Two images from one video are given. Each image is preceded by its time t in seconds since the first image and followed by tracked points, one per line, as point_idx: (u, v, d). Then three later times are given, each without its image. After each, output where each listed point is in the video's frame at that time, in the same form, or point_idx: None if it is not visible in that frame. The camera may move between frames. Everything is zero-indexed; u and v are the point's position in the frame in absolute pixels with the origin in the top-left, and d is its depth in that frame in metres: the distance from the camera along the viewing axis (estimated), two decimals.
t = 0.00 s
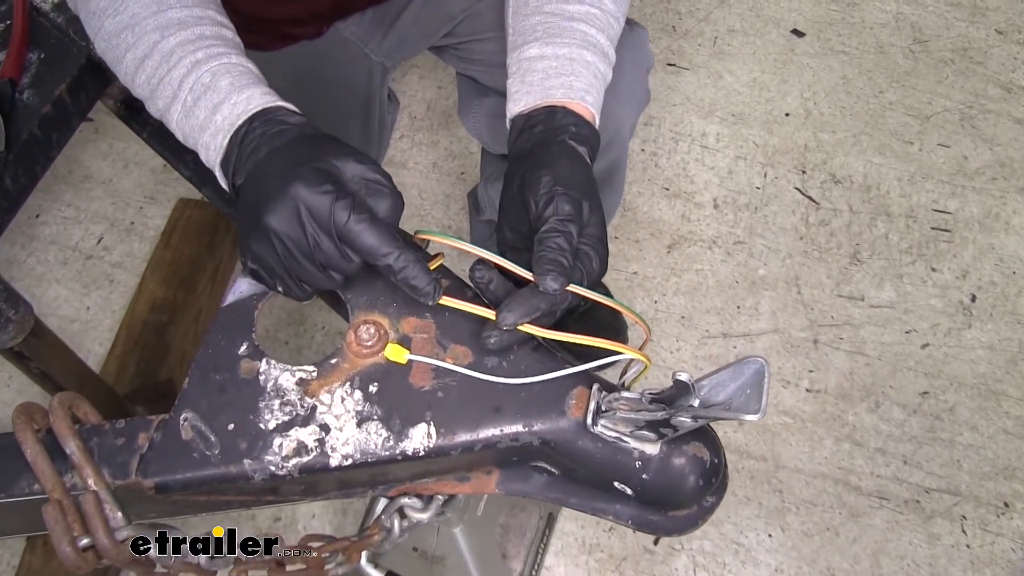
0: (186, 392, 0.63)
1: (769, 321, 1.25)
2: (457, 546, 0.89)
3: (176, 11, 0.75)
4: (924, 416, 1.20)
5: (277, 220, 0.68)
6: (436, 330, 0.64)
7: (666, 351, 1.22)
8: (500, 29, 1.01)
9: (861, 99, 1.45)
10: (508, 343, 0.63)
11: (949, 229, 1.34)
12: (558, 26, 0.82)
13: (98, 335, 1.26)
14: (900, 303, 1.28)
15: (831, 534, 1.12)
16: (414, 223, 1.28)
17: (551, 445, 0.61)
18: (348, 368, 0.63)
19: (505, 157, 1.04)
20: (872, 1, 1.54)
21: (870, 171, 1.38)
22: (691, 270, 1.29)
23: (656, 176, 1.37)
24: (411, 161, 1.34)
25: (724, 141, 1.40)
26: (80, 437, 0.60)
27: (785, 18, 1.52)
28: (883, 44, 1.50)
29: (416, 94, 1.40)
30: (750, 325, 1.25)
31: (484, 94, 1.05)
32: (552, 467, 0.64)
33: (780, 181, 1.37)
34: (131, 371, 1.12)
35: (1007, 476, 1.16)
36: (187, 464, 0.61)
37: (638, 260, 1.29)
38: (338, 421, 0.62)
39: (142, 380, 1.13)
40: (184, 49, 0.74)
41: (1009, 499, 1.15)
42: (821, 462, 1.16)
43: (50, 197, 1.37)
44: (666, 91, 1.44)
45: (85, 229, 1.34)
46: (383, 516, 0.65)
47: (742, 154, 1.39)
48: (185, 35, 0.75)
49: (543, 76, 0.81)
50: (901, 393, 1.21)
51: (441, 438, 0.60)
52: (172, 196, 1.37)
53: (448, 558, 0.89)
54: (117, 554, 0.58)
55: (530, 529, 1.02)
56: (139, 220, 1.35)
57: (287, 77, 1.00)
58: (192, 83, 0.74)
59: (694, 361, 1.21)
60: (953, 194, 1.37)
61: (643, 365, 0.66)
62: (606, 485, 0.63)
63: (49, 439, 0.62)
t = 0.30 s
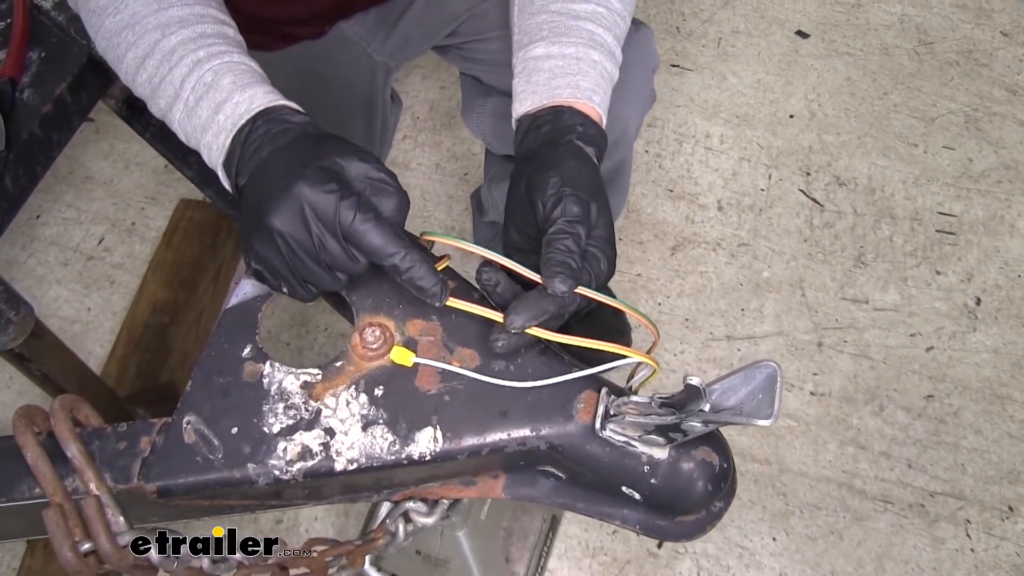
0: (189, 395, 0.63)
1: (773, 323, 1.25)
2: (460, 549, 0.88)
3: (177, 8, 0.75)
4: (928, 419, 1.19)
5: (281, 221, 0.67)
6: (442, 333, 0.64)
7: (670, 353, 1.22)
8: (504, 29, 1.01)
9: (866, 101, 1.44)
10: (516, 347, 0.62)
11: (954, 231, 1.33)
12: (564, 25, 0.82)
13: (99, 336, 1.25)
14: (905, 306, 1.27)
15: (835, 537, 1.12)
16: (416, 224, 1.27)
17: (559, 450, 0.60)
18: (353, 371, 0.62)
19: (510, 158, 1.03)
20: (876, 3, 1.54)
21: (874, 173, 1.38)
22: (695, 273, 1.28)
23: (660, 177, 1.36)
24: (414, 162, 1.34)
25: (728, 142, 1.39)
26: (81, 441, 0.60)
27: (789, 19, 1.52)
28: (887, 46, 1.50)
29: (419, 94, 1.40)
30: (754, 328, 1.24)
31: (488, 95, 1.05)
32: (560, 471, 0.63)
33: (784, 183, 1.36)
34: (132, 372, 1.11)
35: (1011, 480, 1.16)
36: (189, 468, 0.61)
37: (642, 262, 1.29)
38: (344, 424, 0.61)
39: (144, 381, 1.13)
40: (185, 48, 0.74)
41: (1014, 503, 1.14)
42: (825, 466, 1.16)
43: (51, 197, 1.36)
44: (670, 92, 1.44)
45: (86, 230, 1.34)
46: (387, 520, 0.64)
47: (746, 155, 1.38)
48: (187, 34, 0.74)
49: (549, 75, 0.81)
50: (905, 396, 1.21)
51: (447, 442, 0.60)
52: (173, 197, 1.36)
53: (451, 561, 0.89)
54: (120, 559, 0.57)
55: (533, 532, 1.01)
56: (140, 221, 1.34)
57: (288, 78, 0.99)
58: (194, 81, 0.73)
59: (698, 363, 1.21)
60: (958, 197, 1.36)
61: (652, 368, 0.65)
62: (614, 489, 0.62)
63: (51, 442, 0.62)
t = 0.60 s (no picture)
0: (191, 397, 0.62)
1: (777, 323, 1.24)
2: (464, 551, 0.86)
3: (178, 5, 0.74)
4: (933, 420, 1.19)
5: (289, 223, 0.67)
6: (448, 334, 0.63)
7: (674, 353, 1.21)
8: (508, 27, 1.00)
9: (871, 100, 1.44)
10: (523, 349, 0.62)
11: (959, 231, 1.33)
12: (571, 23, 0.81)
13: (99, 335, 1.25)
14: (909, 306, 1.27)
15: (840, 538, 1.11)
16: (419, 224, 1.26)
17: (567, 452, 0.60)
18: (358, 372, 0.62)
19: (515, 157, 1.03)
20: (881, 2, 1.54)
21: (878, 172, 1.37)
22: (699, 272, 1.27)
23: (664, 176, 1.36)
24: (416, 160, 1.33)
25: (732, 142, 1.39)
26: (81, 444, 0.59)
27: (793, 18, 1.51)
28: (892, 45, 1.49)
29: (421, 93, 1.39)
30: (759, 328, 1.23)
31: (492, 93, 1.04)
32: (567, 474, 0.63)
33: (788, 182, 1.35)
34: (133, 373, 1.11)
35: (1017, 481, 1.15)
36: (192, 471, 0.60)
37: (645, 261, 1.28)
38: (348, 427, 0.60)
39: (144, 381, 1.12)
40: (188, 45, 0.73)
41: (1019, 504, 1.14)
42: (830, 467, 1.15)
43: (51, 196, 1.36)
44: (674, 91, 1.43)
45: (86, 228, 1.33)
46: (392, 523, 0.63)
47: (750, 154, 1.38)
48: (188, 31, 0.73)
49: (556, 74, 0.80)
50: (910, 397, 1.20)
51: (454, 445, 0.59)
52: (174, 195, 1.36)
53: (454, 563, 0.88)
54: (121, 564, 0.56)
55: (537, 532, 1.02)
56: (141, 220, 1.34)
57: (290, 77, 0.98)
58: (196, 78, 0.72)
59: (703, 363, 1.20)
60: (963, 197, 1.35)
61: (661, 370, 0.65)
62: (622, 492, 0.62)
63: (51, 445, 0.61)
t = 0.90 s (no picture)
0: (197, 398, 0.62)
1: (782, 322, 1.23)
2: (471, 552, 0.85)
3: None
4: (938, 418, 1.18)
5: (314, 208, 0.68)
6: (456, 334, 0.63)
7: (679, 352, 1.20)
8: (514, 24, 0.99)
9: (874, 98, 1.43)
10: (532, 351, 0.61)
11: (963, 229, 1.32)
12: (578, 20, 0.80)
13: (101, 335, 1.24)
14: (914, 304, 1.26)
15: (846, 537, 1.11)
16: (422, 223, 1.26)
17: (577, 453, 0.59)
18: (366, 373, 0.62)
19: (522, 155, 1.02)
20: None
21: (883, 170, 1.36)
22: (703, 271, 1.27)
23: (668, 175, 1.35)
24: (419, 159, 1.32)
25: (736, 139, 1.38)
26: (85, 446, 0.58)
27: (797, 16, 1.51)
28: (896, 42, 1.49)
29: (424, 91, 1.39)
30: (764, 326, 1.23)
31: (498, 91, 1.03)
32: (577, 475, 0.62)
33: (793, 180, 1.35)
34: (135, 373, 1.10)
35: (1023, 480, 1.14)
36: (198, 474, 0.60)
37: (650, 260, 1.28)
38: (356, 428, 0.60)
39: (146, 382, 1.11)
40: (204, 34, 0.72)
41: None
42: (835, 466, 1.15)
43: (52, 195, 1.35)
44: (677, 89, 1.43)
45: (88, 228, 1.33)
46: (399, 525, 0.63)
47: (754, 152, 1.37)
48: (204, 20, 0.73)
49: (564, 72, 0.79)
50: (916, 395, 1.19)
51: (463, 446, 0.59)
52: (175, 194, 1.35)
53: (460, 565, 0.87)
54: (126, 568, 0.55)
55: (542, 532, 1.01)
56: (143, 219, 1.33)
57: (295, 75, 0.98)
58: (214, 65, 0.71)
59: (708, 362, 1.19)
60: (967, 195, 1.35)
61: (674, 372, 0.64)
62: (632, 494, 0.61)
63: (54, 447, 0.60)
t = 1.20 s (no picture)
0: (199, 397, 0.61)
1: (785, 320, 1.23)
2: (474, 550, 0.85)
3: None
4: (941, 417, 1.18)
5: (286, 254, 0.68)
6: (461, 331, 0.63)
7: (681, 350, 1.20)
8: (518, 21, 0.99)
9: (876, 96, 1.43)
10: (537, 348, 0.61)
11: (965, 228, 1.32)
12: (581, 16, 0.80)
13: (101, 334, 1.24)
14: (917, 303, 1.26)
15: (849, 536, 1.10)
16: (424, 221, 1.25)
17: (583, 451, 0.59)
18: (370, 370, 0.61)
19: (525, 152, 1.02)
20: None
21: (884, 168, 1.36)
22: (706, 269, 1.26)
23: (670, 173, 1.35)
24: (421, 157, 1.32)
25: (738, 137, 1.38)
26: (86, 445, 0.58)
27: (798, 14, 1.50)
28: (897, 41, 1.48)
29: (426, 89, 1.38)
30: (766, 324, 1.23)
31: (502, 89, 1.03)
32: (582, 473, 0.62)
33: (795, 178, 1.35)
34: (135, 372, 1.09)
35: None
36: (200, 473, 0.59)
37: (652, 258, 1.28)
38: (360, 427, 0.60)
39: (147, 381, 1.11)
40: (194, 36, 0.72)
41: None
42: (838, 464, 1.14)
43: (53, 193, 1.35)
44: (680, 87, 1.42)
45: (88, 226, 1.32)
46: (403, 524, 0.63)
47: (757, 151, 1.37)
48: (195, 23, 0.72)
49: (566, 68, 0.79)
50: (919, 394, 1.19)
51: (468, 445, 0.59)
52: (176, 192, 1.34)
53: (462, 564, 0.86)
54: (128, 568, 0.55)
55: (544, 531, 1.01)
56: (143, 217, 1.32)
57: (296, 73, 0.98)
58: (205, 71, 0.71)
59: (710, 360, 1.19)
60: (969, 193, 1.35)
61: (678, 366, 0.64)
62: (638, 492, 0.61)
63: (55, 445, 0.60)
